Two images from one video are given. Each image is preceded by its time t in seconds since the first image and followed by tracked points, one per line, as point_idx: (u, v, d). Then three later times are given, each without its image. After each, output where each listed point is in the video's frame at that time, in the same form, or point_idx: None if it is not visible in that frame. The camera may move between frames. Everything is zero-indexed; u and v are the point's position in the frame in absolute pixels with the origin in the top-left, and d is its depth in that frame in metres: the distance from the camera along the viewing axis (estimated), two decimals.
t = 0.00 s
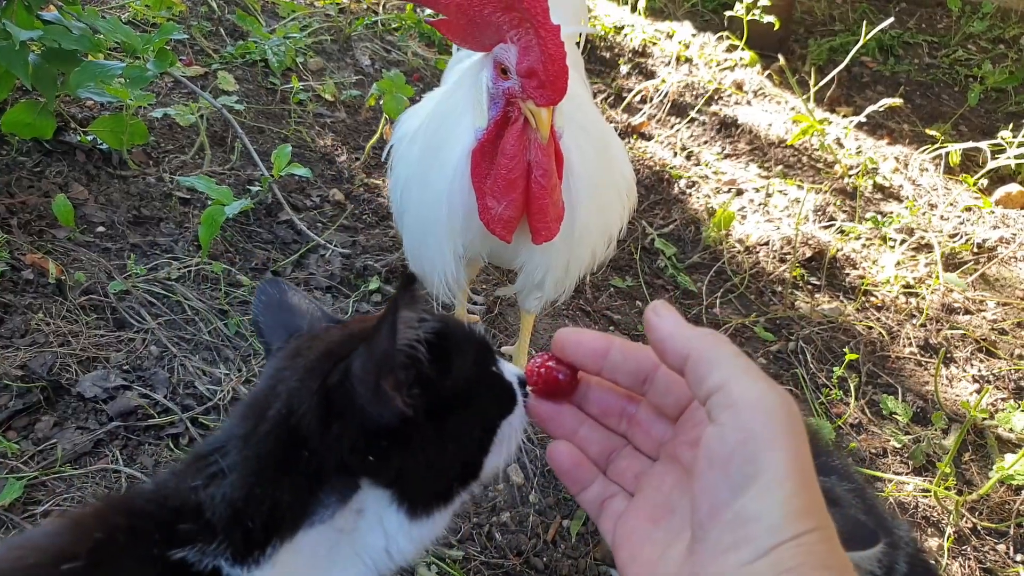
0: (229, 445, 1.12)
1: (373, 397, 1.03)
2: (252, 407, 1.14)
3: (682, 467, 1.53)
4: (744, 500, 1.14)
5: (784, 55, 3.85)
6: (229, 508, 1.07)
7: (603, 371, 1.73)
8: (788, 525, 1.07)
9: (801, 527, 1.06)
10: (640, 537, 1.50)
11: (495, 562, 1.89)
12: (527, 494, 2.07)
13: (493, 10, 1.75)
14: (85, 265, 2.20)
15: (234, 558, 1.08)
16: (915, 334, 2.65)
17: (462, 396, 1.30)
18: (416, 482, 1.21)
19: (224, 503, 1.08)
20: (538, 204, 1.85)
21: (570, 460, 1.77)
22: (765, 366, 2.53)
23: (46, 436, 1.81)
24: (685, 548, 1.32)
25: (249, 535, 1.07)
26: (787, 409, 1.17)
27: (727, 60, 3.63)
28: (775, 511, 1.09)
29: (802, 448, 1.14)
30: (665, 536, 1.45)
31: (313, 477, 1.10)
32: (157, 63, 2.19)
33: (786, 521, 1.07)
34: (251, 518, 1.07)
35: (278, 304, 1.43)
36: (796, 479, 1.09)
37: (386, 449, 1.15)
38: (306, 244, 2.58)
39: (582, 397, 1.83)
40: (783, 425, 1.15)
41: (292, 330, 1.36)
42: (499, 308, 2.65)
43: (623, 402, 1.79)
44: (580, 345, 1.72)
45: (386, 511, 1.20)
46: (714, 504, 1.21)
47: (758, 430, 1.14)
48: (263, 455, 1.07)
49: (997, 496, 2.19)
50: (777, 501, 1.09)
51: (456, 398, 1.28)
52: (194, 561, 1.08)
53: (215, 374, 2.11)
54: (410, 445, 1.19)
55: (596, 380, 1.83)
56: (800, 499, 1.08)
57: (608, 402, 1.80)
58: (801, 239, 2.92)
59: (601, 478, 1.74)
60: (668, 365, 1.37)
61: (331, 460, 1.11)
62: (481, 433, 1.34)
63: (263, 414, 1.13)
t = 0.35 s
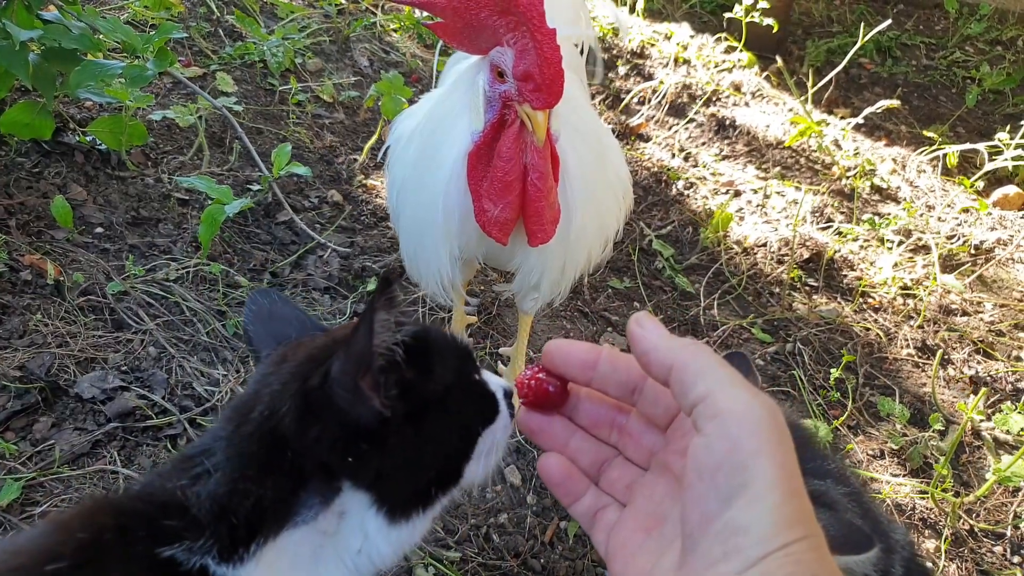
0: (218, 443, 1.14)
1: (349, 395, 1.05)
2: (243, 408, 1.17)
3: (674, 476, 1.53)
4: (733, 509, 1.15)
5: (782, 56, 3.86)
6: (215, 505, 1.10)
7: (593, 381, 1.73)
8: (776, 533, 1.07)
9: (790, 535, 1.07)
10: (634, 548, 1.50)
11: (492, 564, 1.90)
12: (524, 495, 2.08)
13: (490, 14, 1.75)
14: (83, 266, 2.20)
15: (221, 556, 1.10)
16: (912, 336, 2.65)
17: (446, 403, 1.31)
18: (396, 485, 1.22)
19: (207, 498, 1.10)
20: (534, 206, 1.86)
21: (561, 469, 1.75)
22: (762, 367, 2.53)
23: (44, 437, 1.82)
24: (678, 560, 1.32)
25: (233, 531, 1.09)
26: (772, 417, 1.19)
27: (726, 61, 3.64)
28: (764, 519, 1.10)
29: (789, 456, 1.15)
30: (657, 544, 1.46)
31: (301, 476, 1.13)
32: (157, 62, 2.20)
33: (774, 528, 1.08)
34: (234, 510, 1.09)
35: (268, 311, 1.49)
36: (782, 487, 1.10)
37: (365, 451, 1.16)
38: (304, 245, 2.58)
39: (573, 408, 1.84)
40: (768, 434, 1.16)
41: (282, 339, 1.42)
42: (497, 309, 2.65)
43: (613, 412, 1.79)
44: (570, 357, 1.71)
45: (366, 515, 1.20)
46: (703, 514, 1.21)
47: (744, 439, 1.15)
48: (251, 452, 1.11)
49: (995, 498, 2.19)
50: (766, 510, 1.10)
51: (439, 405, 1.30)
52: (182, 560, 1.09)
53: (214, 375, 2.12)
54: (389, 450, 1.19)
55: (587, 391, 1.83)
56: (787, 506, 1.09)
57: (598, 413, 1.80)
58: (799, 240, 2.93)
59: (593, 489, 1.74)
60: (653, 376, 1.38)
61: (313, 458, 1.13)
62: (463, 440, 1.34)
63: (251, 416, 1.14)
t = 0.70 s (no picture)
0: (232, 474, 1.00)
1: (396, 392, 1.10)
2: (253, 428, 1.04)
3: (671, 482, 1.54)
4: (729, 514, 1.15)
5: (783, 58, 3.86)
6: (251, 540, 0.99)
7: (588, 386, 1.73)
8: (772, 538, 1.08)
9: (785, 540, 1.07)
10: (633, 556, 1.51)
11: (493, 564, 1.90)
12: (525, 496, 2.08)
13: (489, 13, 1.75)
14: (85, 266, 2.20)
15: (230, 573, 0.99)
16: (912, 337, 2.65)
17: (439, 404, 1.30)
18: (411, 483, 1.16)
19: (243, 533, 0.98)
20: (532, 204, 1.86)
21: (558, 476, 1.76)
22: (763, 369, 2.54)
23: (46, 437, 1.82)
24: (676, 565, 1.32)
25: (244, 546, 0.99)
26: (766, 422, 1.19)
27: (726, 63, 3.65)
28: (760, 525, 1.10)
29: (783, 460, 1.16)
30: (656, 550, 1.47)
31: (339, 491, 1.06)
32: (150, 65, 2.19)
33: (771, 532, 1.09)
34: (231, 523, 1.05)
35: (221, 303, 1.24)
36: (777, 492, 1.11)
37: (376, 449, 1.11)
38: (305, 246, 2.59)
39: (569, 415, 1.84)
40: (763, 439, 1.16)
41: (250, 340, 1.22)
42: (498, 310, 2.65)
43: (609, 418, 1.79)
44: (564, 362, 1.72)
45: (392, 522, 1.15)
46: (698, 521, 1.22)
47: (739, 444, 1.16)
48: (287, 471, 1.02)
49: (994, 499, 2.20)
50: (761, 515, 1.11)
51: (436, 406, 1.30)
52: None
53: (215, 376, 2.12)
54: (414, 451, 1.16)
55: (583, 396, 1.83)
56: (784, 511, 1.10)
57: (594, 418, 1.80)
58: (799, 242, 2.93)
59: (589, 496, 1.74)
60: (647, 381, 1.38)
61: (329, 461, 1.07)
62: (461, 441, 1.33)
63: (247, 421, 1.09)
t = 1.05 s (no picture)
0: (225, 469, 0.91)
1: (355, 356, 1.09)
2: (230, 416, 0.94)
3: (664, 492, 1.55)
4: (720, 525, 1.16)
5: (782, 62, 3.87)
6: (260, 529, 0.92)
7: (581, 396, 1.74)
8: (762, 550, 1.09)
9: (776, 552, 1.08)
10: (627, 568, 1.53)
11: (490, 569, 1.90)
12: (522, 501, 2.08)
13: (486, 16, 1.74)
14: (83, 268, 2.20)
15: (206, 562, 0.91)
16: (909, 343, 2.66)
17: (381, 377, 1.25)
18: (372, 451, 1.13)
19: (256, 525, 0.92)
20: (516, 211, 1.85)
21: (551, 486, 1.78)
22: (760, 373, 2.54)
23: (42, 440, 1.81)
24: None
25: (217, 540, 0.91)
26: (757, 433, 1.20)
27: (725, 68, 3.66)
28: (750, 537, 1.11)
29: (774, 471, 1.16)
30: (651, 560, 1.49)
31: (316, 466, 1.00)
32: (150, 69, 2.19)
33: (761, 543, 1.09)
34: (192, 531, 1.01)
35: (156, 279, 1.10)
36: (768, 503, 1.12)
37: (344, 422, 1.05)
38: (304, 248, 2.59)
39: (563, 424, 1.83)
40: (754, 450, 1.17)
41: (186, 322, 1.09)
42: (496, 313, 2.65)
43: (602, 427, 1.78)
44: (557, 372, 1.73)
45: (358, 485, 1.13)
46: (689, 532, 1.22)
47: (731, 454, 1.17)
48: (284, 448, 0.95)
49: (991, 506, 2.20)
50: (752, 527, 1.11)
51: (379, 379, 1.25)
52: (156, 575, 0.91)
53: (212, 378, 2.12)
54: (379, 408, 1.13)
55: (577, 405, 1.83)
56: (775, 521, 1.11)
57: (587, 427, 1.80)
58: (797, 246, 2.94)
59: (584, 505, 1.76)
60: (639, 391, 1.39)
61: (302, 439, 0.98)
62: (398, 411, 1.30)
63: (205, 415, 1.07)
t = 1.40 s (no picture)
0: (146, 507, 0.85)
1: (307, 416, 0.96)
2: (166, 454, 0.87)
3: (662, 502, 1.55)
4: (719, 536, 1.16)
5: (780, 67, 3.89)
6: None
7: (580, 405, 1.75)
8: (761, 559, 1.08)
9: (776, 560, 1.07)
10: None
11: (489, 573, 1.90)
12: (521, 505, 2.08)
13: (486, 22, 1.75)
14: (83, 272, 2.20)
15: None
16: (908, 347, 2.66)
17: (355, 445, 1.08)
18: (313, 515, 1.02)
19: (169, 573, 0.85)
20: (516, 216, 1.85)
21: (549, 497, 1.79)
22: (759, 378, 2.54)
23: (42, 444, 1.81)
24: None
25: None
26: (756, 444, 1.21)
27: (724, 72, 3.67)
28: (749, 545, 1.10)
29: (772, 482, 1.17)
30: (649, 569, 1.49)
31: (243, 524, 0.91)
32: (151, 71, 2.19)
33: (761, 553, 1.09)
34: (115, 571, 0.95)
35: (151, 299, 1.06)
36: (766, 513, 1.12)
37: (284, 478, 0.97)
38: (304, 251, 2.59)
39: (562, 433, 1.84)
40: (752, 460, 1.18)
41: (169, 349, 1.05)
42: (495, 317, 2.65)
43: (601, 437, 1.79)
44: (557, 382, 1.73)
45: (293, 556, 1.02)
46: (688, 541, 1.23)
47: (730, 464, 1.18)
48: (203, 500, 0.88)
49: (989, 510, 2.21)
50: (751, 536, 1.11)
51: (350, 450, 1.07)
52: None
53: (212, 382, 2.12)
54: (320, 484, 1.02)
55: (576, 415, 1.84)
56: (774, 531, 1.11)
57: (586, 436, 1.81)
58: (796, 251, 2.94)
59: (582, 515, 1.76)
60: (638, 401, 1.40)
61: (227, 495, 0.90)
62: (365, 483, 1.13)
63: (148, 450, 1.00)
